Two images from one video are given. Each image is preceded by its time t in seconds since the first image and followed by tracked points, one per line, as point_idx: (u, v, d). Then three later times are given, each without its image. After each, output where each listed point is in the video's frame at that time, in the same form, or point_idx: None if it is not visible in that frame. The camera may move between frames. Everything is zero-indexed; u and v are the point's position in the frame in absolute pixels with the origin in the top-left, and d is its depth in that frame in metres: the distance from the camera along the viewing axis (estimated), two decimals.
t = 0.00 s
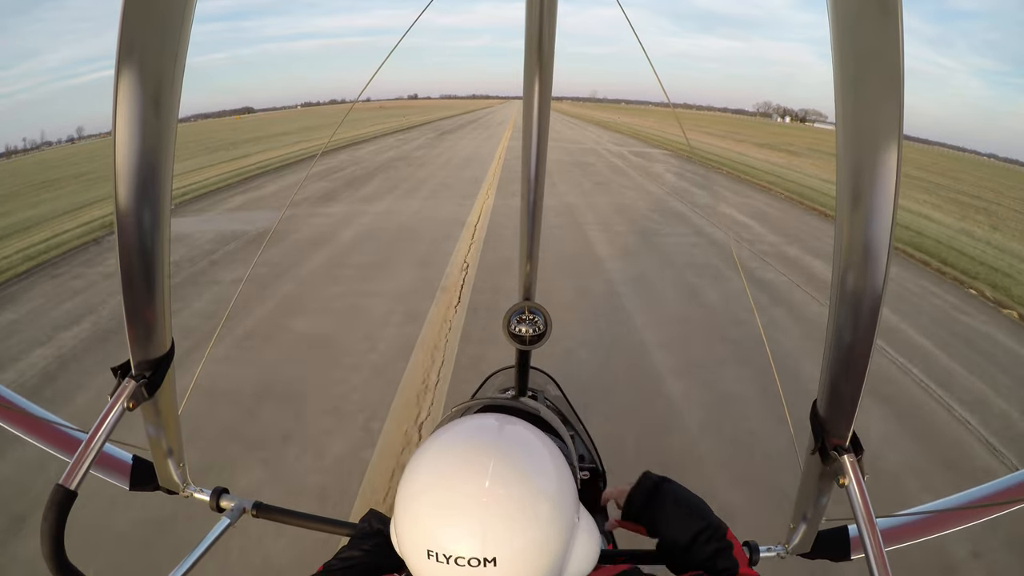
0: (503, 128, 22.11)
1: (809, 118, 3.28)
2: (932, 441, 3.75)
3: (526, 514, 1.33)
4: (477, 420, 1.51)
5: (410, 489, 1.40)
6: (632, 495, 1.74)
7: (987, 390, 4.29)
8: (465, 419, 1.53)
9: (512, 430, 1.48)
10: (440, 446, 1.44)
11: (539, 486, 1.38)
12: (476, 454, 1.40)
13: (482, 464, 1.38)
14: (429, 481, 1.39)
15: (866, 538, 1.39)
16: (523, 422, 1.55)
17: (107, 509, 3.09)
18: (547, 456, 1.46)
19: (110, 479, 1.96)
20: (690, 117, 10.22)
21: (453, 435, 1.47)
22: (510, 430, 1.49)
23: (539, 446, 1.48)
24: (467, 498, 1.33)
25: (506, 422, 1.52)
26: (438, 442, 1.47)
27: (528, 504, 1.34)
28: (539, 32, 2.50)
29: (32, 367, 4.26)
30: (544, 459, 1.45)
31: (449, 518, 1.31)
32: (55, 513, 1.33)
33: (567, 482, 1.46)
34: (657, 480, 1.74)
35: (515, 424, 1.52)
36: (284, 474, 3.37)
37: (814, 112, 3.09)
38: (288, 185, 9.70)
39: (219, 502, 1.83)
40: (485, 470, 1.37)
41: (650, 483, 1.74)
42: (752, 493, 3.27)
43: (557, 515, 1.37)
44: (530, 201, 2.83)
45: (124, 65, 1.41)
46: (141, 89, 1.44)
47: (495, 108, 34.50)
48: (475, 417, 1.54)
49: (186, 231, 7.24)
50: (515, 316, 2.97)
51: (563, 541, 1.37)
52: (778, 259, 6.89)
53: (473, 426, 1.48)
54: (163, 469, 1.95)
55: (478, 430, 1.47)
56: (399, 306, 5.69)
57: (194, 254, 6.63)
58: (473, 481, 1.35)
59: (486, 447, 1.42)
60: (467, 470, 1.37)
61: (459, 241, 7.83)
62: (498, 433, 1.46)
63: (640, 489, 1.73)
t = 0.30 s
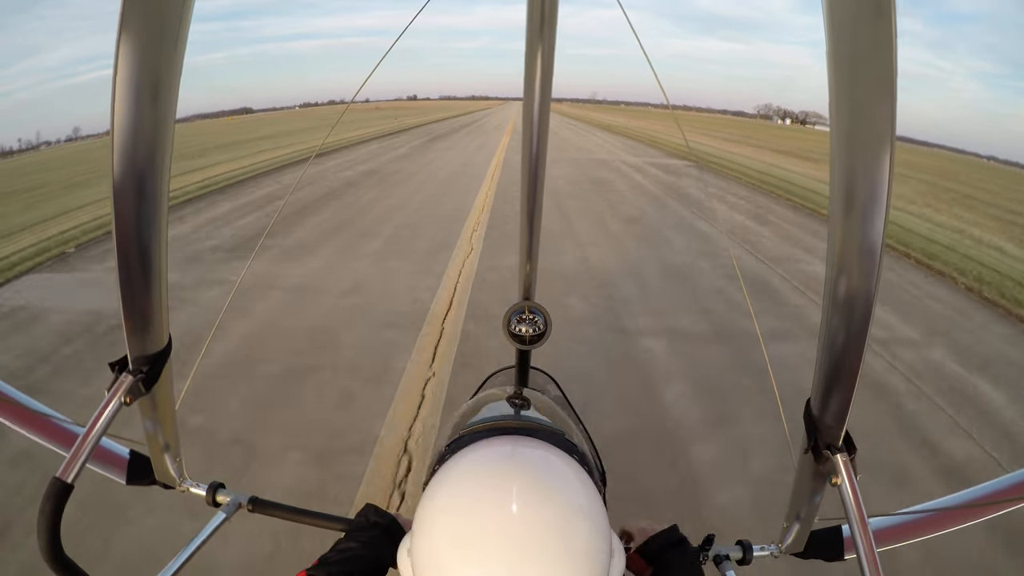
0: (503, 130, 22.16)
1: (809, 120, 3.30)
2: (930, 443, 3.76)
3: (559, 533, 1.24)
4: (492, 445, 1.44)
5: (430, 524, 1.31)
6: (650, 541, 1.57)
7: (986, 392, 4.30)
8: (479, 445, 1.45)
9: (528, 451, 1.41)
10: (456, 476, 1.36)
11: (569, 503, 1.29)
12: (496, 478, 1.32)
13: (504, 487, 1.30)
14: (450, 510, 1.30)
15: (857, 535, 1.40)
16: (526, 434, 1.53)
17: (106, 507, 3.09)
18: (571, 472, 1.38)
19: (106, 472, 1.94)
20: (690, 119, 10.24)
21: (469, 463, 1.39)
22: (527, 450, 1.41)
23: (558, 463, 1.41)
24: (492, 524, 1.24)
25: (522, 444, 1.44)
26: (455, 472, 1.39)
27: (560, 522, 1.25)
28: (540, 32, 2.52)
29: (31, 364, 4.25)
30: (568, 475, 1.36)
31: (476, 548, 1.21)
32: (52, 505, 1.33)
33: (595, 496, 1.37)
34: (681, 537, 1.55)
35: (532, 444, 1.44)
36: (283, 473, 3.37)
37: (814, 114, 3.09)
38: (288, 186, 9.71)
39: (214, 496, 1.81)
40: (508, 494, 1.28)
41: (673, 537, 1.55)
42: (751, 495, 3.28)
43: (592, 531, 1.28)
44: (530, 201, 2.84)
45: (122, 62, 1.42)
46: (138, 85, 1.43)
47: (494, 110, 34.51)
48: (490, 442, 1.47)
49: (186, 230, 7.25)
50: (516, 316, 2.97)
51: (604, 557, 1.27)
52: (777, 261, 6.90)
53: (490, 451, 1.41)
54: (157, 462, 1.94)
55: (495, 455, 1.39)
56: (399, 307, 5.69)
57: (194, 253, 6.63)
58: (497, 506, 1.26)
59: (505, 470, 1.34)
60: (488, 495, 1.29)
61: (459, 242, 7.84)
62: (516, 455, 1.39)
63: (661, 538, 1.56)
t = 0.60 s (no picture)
0: (504, 129, 22.14)
1: (812, 120, 3.29)
2: (931, 445, 3.76)
3: (567, 534, 1.24)
4: (498, 447, 1.44)
5: (437, 527, 1.31)
6: (639, 556, 1.59)
7: (988, 393, 4.29)
8: (485, 447, 1.46)
9: (535, 452, 1.41)
10: (463, 478, 1.37)
11: (576, 504, 1.30)
12: (503, 479, 1.33)
13: (511, 488, 1.30)
14: (458, 512, 1.31)
15: (856, 532, 1.39)
16: (534, 436, 1.52)
17: (108, 506, 3.10)
18: (578, 472, 1.38)
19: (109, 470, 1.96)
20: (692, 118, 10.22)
21: (475, 465, 1.39)
22: (533, 451, 1.41)
23: (565, 462, 1.41)
24: (500, 526, 1.24)
25: (527, 444, 1.45)
26: (461, 474, 1.39)
27: (568, 523, 1.26)
28: (541, 32, 2.51)
29: (33, 365, 4.27)
30: (575, 476, 1.37)
31: (485, 550, 1.22)
32: (55, 502, 1.35)
33: (601, 497, 1.37)
34: (672, 555, 1.55)
35: (537, 445, 1.45)
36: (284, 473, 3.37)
37: (816, 114, 3.09)
38: (289, 186, 9.72)
39: (217, 492, 1.80)
40: (515, 495, 1.29)
41: (665, 554, 1.56)
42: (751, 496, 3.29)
43: (600, 531, 1.28)
44: (531, 202, 2.84)
45: (124, 64, 1.42)
46: (140, 86, 1.44)
47: (495, 109, 34.49)
48: (496, 443, 1.47)
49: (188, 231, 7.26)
50: (516, 317, 2.97)
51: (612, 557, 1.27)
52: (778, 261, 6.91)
53: (496, 452, 1.41)
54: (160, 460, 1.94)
55: (501, 456, 1.40)
56: (400, 307, 5.70)
57: (195, 254, 6.65)
58: (504, 507, 1.27)
59: (512, 471, 1.34)
60: (495, 496, 1.29)
61: (459, 242, 7.85)
62: (522, 456, 1.39)
63: (651, 554, 1.57)
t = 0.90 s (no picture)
0: (504, 129, 22.13)
1: (812, 119, 3.28)
2: (931, 442, 3.74)
3: (560, 531, 1.25)
4: (491, 443, 1.44)
5: (430, 525, 1.31)
6: (644, 545, 1.59)
7: (988, 391, 4.29)
8: (477, 444, 1.45)
9: (527, 449, 1.41)
10: (456, 474, 1.36)
11: (570, 502, 1.30)
12: (496, 477, 1.33)
13: (504, 486, 1.30)
14: (451, 509, 1.31)
15: (856, 518, 1.39)
16: (527, 433, 1.54)
17: (107, 505, 3.09)
18: (570, 469, 1.39)
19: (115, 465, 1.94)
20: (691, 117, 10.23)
21: (467, 462, 1.39)
22: (526, 448, 1.41)
23: (557, 458, 1.41)
24: (494, 524, 1.25)
25: (521, 441, 1.45)
26: (454, 470, 1.39)
27: (561, 521, 1.27)
28: (539, 33, 2.52)
29: (33, 366, 4.28)
30: (568, 472, 1.37)
31: (479, 548, 1.23)
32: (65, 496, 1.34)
33: (593, 491, 1.38)
34: (677, 544, 1.56)
35: (531, 442, 1.45)
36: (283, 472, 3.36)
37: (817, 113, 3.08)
38: (289, 187, 9.73)
39: (223, 487, 1.76)
40: (508, 492, 1.29)
41: (671, 543, 1.57)
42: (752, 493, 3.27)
43: (593, 527, 1.29)
44: (530, 203, 2.85)
45: (131, 66, 1.42)
46: (146, 86, 1.44)
47: (496, 110, 34.54)
48: (489, 440, 1.47)
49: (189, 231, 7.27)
50: (515, 316, 2.98)
51: (606, 553, 1.28)
52: (777, 260, 6.91)
53: (489, 449, 1.41)
54: (167, 454, 1.94)
55: (494, 453, 1.40)
56: (400, 308, 5.70)
57: (195, 255, 6.66)
58: (497, 505, 1.28)
59: (505, 468, 1.34)
60: (488, 494, 1.30)
61: (460, 242, 7.86)
62: (514, 453, 1.39)
63: (658, 542, 1.58)
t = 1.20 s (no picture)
0: (505, 131, 22.15)
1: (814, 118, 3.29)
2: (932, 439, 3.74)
3: (558, 533, 1.27)
4: (483, 451, 1.44)
5: (426, 536, 1.32)
6: (647, 510, 1.56)
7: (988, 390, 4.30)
8: (468, 452, 1.45)
9: (521, 456, 1.41)
10: (449, 483, 1.36)
11: (565, 505, 1.32)
12: (490, 484, 1.33)
13: (498, 494, 1.31)
14: (448, 518, 1.31)
15: (848, 482, 1.37)
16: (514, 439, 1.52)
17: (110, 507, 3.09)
18: (562, 472, 1.40)
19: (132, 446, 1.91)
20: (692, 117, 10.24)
21: (461, 469, 1.39)
22: (518, 455, 1.42)
23: (550, 463, 1.41)
24: (492, 532, 1.26)
25: (512, 448, 1.45)
26: (446, 481, 1.39)
27: (557, 523, 1.28)
28: (540, 35, 2.53)
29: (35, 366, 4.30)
30: (560, 477, 1.38)
31: (478, 556, 1.24)
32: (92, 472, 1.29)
33: (587, 493, 1.39)
34: (678, 511, 1.55)
35: (523, 448, 1.45)
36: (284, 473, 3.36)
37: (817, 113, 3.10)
38: (290, 190, 9.76)
39: (237, 464, 1.70)
40: (503, 500, 1.29)
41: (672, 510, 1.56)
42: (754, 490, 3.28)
43: (589, 527, 1.31)
44: (530, 204, 2.87)
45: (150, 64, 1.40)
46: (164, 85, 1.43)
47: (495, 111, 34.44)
48: (480, 448, 1.46)
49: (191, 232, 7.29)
50: (516, 317, 2.99)
51: (603, 551, 1.30)
52: (777, 260, 6.93)
53: (481, 457, 1.41)
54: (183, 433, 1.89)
55: (487, 460, 1.39)
56: (401, 309, 5.72)
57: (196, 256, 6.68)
58: (494, 513, 1.28)
59: (498, 476, 1.34)
60: (483, 503, 1.30)
61: (460, 243, 7.88)
62: (507, 460, 1.39)
63: (657, 509, 1.56)
